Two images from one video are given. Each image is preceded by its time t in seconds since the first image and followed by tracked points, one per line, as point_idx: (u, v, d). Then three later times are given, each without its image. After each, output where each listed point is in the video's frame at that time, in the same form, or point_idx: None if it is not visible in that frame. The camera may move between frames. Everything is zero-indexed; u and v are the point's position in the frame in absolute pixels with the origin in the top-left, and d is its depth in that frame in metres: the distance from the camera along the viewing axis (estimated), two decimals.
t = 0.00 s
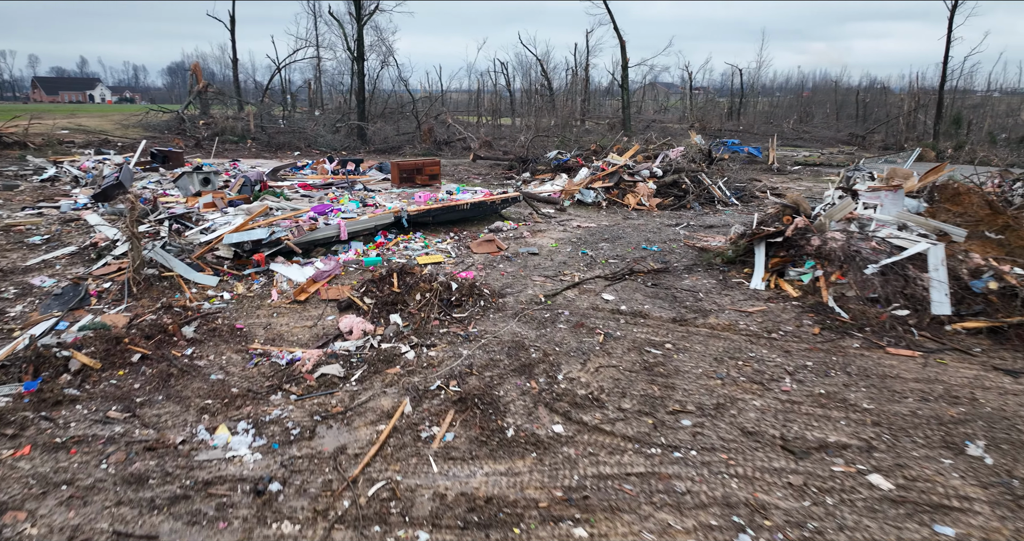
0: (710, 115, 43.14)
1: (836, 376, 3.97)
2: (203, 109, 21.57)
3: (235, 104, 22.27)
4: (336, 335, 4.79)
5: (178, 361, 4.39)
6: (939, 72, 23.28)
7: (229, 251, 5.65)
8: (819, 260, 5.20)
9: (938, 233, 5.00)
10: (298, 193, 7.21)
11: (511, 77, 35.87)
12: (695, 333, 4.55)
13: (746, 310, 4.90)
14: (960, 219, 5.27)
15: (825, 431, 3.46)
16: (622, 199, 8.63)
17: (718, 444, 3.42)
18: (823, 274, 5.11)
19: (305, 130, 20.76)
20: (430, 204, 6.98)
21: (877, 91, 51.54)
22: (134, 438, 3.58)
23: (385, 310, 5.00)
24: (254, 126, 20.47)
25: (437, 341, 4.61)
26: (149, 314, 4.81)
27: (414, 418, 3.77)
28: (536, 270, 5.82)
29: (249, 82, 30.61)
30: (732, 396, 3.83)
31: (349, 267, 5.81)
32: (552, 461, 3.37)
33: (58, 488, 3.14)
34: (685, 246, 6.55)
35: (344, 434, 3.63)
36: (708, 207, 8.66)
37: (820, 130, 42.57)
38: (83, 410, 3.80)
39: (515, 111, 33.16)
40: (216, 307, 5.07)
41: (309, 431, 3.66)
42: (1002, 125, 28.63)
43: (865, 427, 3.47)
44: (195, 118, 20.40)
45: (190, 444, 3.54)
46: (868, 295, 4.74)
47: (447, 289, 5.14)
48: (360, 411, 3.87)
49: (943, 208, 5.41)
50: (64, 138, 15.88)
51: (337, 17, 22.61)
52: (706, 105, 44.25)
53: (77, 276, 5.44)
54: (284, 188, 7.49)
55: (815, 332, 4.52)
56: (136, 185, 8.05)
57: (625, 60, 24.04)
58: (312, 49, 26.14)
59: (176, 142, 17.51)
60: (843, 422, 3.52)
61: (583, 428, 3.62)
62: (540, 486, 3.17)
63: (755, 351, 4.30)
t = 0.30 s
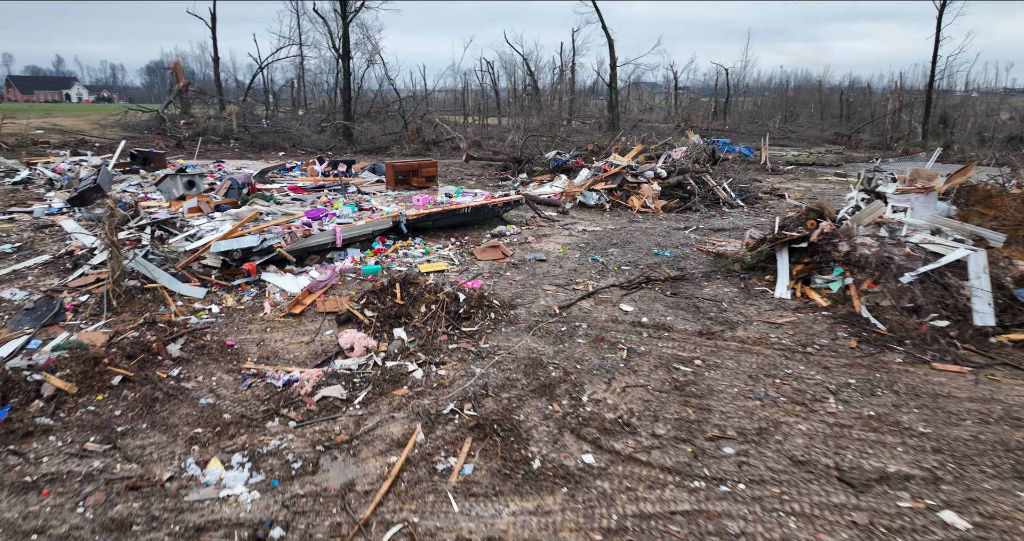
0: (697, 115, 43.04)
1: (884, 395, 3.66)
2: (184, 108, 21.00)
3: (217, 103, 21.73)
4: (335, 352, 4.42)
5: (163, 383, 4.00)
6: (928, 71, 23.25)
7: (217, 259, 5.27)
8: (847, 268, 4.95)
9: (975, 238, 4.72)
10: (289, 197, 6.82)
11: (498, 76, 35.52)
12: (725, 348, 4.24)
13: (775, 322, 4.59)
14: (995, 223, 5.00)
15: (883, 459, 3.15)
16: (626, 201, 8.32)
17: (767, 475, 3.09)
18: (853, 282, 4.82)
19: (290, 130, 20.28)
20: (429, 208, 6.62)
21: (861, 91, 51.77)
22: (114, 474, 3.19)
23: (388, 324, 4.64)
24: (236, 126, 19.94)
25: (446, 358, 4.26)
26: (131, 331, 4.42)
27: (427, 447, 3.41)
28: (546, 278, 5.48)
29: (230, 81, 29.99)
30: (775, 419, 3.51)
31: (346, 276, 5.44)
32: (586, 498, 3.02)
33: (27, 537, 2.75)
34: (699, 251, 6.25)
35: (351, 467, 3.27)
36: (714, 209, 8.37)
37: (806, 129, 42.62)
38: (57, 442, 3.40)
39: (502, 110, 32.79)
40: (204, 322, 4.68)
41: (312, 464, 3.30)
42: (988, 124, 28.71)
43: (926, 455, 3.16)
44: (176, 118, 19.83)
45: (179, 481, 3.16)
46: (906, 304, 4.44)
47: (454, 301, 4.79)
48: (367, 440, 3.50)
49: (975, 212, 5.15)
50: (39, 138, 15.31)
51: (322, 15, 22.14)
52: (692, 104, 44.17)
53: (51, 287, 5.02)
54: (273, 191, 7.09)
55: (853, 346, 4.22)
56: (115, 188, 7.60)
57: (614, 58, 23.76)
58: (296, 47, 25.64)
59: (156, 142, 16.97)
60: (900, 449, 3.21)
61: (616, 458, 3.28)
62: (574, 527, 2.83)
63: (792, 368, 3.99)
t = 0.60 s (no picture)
0: (681, 114, 42.99)
1: (939, 417, 3.38)
2: (162, 108, 20.42)
3: (197, 103, 21.15)
4: (337, 372, 4.07)
5: (148, 410, 3.62)
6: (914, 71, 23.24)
7: (204, 270, 4.89)
8: (878, 275, 4.66)
9: (1013, 243, 4.48)
10: (278, 202, 6.44)
11: (482, 76, 35.17)
12: (759, 364, 3.94)
13: (807, 335, 4.31)
14: None
15: (953, 491, 2.85)
16: (629, 204, 8.04)
17: (828, 511, 2.79)
18: (886, 291, 4.56)
19: (272, 130, 19.79)
20: (428, 212, 6.28)
21: (843, 91, 52.08)
22: (93, 519, 2.81)
23: (393, 340, 4.30)
24: (217, 126, 19.42)
25: (459, 378, 3.92)
26: (111, 351, 4.04)
27: (446, 482, 3.07)
28: (557, 287, 5.17)
29: (209, 80, 29.34)
30: (826, 446, 3.21)
31: (344, 286, 5.09)
32: None
33: None
34: (713, 257, 5.97)
35: (363, 508, 2.92)
36: (719, 211, 8.12)
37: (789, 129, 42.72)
38: (27, 482, 3.02)
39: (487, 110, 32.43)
40: (191, 339, 4.31)
41: (318, 505, 2.94)
42: (971, 123, 28.87)
43: (998, 486, 2.87)
44: (154, 118, 19.26)
45: (167, 527, 2.79)
46: (947, 314, 4.18)
47: (463, 314, 4.46)
48: (378, 474, 3.16)
49: (1008, 215, 4.91)
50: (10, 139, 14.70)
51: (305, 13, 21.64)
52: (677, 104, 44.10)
53: (22, 302, 4.62)
54: (262, 196, 6.71)
55: (894, 360, 3.95)
56: (91, 193, 7.17)
57: (602, 58, 23.51)
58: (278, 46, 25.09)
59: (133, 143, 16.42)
60: (968, 480, 2.91)
61: (657, 493, 2.95)
62: None
63: (834, 386, 3.70)
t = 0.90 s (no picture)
0: (666, 114, 42.91)
1: (1005, 442, 3.10)
2: (140, 108, 19.85)
3: (176, 103, 20.58)
4: (342, 395, 3.72)
5: (134, 442, 3.26)
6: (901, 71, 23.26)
7: (192, 282, 4.52)
8: (913, 283, 4.40)
9: None
10: (269, 207, 6.07)
11: (467, 76, 34.81)
12: (800, 382, 3.65)
13: (845, 348, 4.04)
14: None
15: None
16: (634, 207, 7.76)
17: None
18: (923, 300, 4.30)
19: (255, 130, 19.30)
20: (429, 217, 5.95)
21: (825, 91, 52.35)
22: None
23: (401, 359, 3.97)
24: (197, 126, 18.89)
25: (476, 401, 3.60)
26: (91, 374, 3.66)
27: (474, 524, 2.74)
28: (571, 298, 4.87)
29: (189, 80, 28.70)
30: (887, 476, 2.92)
31: (343, 298, 4.75)
32: None
33: None
34: (730, 263, 5.69)
35: None
36: (725, 214, 7.86)
37: (774, 128, 42.80)
38: None
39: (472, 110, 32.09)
40: (180, 359, 3.95)
41: None
42: (955, 123, 29.02)
43: None
44: (132, 118, 18.68)
45: None
46: (993, 326, 3.92)
47: (475, 329, 4.14)
48: (396, 515, 2.82)
49: None
50: None
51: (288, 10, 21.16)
52: (662, 104, 44.04)
53: None
54: (251, 200, 6.33)
55: (942, 376, 3.68)
56: (68, 197, 6.74)
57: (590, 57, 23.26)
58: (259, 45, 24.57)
59: (110, 144, 15.87)
60: None
61: (711, 534, 2.64)
62: None
63: (884, 407, 3.42)
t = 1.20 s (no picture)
0: (652, 114, 42.81)
1: None
2: (118, 108, 19.28)
3: (155, 102, 20.02)
4: (353, 421, 3.39)
5: (123, 480, 2.90)
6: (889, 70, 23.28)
7: (183, 295, 4.16)
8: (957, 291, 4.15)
9: None
10: (262, 212, 5.73)
11: (452, 75, 34.45)
12: (852, 403, 3.37)
13: (892, 363, 3.77)
14: None
15: None
16: (641, 209, 7.49)
17: None
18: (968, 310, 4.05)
19: (238, 130, 18.82)
20: (433, 222, 5.62)
21: (808, 91, 52.60)
22: None
23: (415, 380, 3.64)
24: (178, 126, 18.37)
25: (502, 427, 3.28)
26: (74, 402, 3.31)
27: None
28: (591, 308, 4.57)
29: (168, 80, 28.07)
30: (968, 511, 2.63)
31: (347, 311, 4.41)
32: None
33: None
34: (751, 270, 5.43)
35: None
36: (734, 216, 7.62)
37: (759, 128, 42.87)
38: None
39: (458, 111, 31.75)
40: (172, 383, 3.59)
41: None
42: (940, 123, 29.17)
43: None
44: (110, 118, 18.12)
45: None
46: None
47: (495, 345, 3.82)
48: None
49: None
50: None
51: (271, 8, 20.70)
52: (647, 104, 43.96)
53: None
54: (242, 205, 5.97)
55: (1002, 394, 3.42)
56: (45, 202, 6.33)
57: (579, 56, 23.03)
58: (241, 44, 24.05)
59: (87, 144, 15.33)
60: None
61: None
62: None
63: (947, 430, 3.14)
